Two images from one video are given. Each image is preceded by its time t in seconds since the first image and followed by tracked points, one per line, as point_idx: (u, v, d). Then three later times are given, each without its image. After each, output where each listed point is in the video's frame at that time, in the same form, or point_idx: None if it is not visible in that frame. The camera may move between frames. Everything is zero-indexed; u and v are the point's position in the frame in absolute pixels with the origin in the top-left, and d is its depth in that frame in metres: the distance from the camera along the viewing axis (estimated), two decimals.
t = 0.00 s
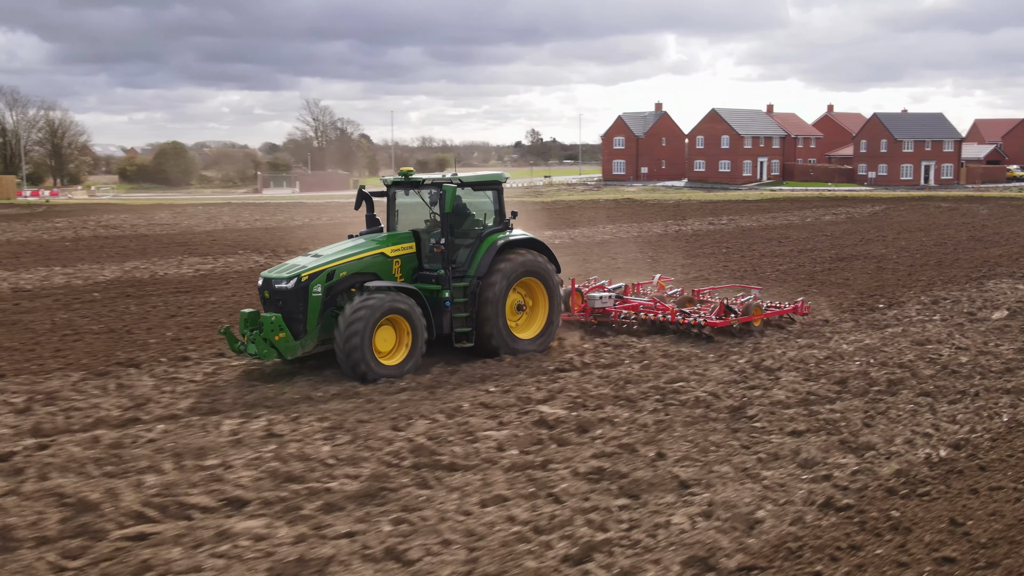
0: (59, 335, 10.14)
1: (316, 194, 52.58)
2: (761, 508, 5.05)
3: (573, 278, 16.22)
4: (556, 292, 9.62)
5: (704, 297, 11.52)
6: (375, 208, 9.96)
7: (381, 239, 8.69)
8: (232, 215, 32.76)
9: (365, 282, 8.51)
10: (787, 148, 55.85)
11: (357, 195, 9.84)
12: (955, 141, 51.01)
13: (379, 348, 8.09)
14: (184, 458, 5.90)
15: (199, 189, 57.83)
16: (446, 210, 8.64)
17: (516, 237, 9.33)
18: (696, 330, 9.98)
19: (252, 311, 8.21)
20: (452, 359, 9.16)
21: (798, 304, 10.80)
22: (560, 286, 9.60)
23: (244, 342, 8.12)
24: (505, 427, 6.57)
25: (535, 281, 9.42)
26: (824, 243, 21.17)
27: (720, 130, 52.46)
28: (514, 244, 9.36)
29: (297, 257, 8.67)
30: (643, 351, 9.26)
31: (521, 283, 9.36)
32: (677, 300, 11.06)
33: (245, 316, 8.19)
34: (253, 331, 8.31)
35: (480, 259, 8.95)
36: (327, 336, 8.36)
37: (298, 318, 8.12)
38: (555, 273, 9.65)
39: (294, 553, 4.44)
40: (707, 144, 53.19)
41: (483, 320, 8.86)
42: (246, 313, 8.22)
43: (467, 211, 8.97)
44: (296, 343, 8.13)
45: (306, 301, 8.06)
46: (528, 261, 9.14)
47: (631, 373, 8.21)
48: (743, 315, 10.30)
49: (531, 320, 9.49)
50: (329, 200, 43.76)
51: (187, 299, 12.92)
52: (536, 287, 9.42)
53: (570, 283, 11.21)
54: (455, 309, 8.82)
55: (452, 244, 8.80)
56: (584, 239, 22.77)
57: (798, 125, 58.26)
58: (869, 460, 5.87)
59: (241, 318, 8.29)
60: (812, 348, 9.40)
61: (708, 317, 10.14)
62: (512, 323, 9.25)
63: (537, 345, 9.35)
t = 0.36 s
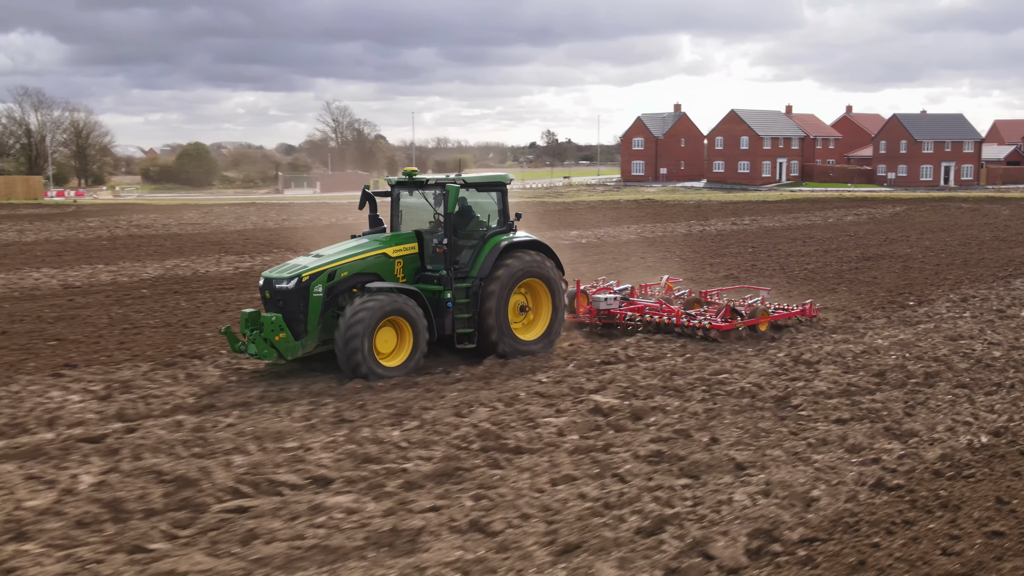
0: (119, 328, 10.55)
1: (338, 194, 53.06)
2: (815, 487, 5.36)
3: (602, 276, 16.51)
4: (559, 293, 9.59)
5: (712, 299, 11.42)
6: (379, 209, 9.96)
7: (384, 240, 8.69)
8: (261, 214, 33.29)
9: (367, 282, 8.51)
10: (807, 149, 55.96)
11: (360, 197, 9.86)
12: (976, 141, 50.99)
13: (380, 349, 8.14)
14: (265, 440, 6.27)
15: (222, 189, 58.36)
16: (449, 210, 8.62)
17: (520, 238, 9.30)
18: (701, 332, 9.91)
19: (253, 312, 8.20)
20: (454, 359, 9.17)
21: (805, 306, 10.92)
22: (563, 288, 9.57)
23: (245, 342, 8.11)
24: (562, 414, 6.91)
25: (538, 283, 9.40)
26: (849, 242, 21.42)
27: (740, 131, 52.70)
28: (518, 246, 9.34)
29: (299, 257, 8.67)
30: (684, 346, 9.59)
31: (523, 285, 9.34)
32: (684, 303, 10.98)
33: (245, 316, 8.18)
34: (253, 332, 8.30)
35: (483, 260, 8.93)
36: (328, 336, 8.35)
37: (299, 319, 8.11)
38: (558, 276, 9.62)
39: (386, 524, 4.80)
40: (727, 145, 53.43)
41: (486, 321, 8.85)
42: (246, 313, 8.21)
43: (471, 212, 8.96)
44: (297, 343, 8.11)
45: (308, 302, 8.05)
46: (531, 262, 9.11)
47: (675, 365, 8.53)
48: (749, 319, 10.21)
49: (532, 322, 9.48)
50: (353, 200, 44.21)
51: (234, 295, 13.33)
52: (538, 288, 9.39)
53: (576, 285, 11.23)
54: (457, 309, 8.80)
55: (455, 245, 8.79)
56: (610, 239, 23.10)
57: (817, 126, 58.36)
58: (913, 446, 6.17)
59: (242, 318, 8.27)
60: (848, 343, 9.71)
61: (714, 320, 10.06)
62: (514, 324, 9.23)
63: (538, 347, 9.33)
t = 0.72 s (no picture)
0: (174, 322, 10.93)
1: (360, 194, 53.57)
2: (865, 468, 5.65)
3: (631, 273, 16.83)
4: (562, 294, 9.43)
5: (719, 298, 11.37)
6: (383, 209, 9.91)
7: (385, 237, 8.62)
8: (291, 214, 33.87)
9: (368, 280, 8.42)
10: (826, 150, 56.04)
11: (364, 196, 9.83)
12: (996, 142, 50.95)
13: (381, 347, 7.94)
14: (336, 424, 6.62)
15: (245, 188, 58.97)
16: (450, 208, 8.54)
17: (523, 238, 9.19)
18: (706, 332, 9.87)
19: (252, 308, 8.14)
20: (456, 360, 9.03)
21: (812, 306, 10.71)
22: (567, 289, 9.42)
23: (243, 339, 8.05)
24: (615, 402, 7.23)
25: (542, 283, 9.26)
26: (874, 242, 21.66)
27: (759, 132, 52.91)
28: (521, 245, 9.22)
29: (299, 255, 8.60)
30: (723, 340, 9.89)
31: (527, 285, 9.20)
32: (690, 302, 10.93)
33: (245, 314, 8.13)
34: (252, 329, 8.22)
35: (484, 259, 8.82)
36: (328, 333, 8.26)
37: (299, 316, 8.03)
38: (562, 276, 9.48)
39: (466, 498, 5.13)
40: (746, 146, 53.64)
41: (487, 320, 8.71)
42: (246, 310, 8.15)
43: (474, 211, 8.88)
44: (296, 340, 8.02)
45: (307, 298, 7.97)
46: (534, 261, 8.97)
47: (717, 357, 8.83)
48: (755, 318, 10.13)
49: (536, 323, 9.33)
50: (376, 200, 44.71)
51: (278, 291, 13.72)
52: (541, 288, 9.23)
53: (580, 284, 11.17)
54: (458, 308, 8.69)
55: (457, 244, 8.70)
56: (636, 237, 23.42)
57: (835, 127, 58.44)
58: (955, 432, 6.45)
59: (242, 315, 8.22)
60: (882, 337, 9.99)
61: (719, 319, 10.04)
62: (516, 324, 9.09)
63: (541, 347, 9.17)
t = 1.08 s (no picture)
0: (225, 317, 11.27)
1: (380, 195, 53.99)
2: (915, 455, 5.91)
3: (659, 271, 17.07)
4: (567, 295, 9.40)
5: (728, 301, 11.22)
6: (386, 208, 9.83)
7: (388, 239, 8.56)
8: (318, 214, 34.34)
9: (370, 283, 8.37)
10: (845, 150, 56.06)
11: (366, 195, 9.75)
12: (1016, 144, 50.61)
13: (384, 351, 7.88)
14: (402, 412, 6.92)
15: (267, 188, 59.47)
16: (454, 209, 8.47)
17: (527, 238, 9.13)
18: (710, 335, 9.74)
19: (254, 311, 8.12)
20: (459, 362, 8.99)
21: (822, 309, 10.52)
22: (571, 290, 9.40)
23: (245, 342, 8.03)
24: (665, 393, 7.51)
25: (546, 283, 9.23)
26: (899, 242, 21.86)
27: (778, 133, 53.06)
28: (525, 245, 9.17)
29: (302, 256, 8.57)
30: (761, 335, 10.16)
31: (530, 286, 9.17)
32: (697, 304, 10.79)
33: (246, 316, 8.10)
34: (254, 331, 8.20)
35: (488, 260, 8.77)
36: (330, 336, 8.22)
37: (301, 318, 8.01)
38: (566, 276, 9.44)
39: (539, 480, 5.42)
40: (765, 147, 53.80)
41: (491, 321, 8.69)
42: (247, 313, 8.12)
43: (477, 212, 8.82)
44: (298, 343, 7.99)
45: (309, 301, 7.95)
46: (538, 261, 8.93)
47: (759, 352, 9.09)
48: (762, 321, 9.93)
49: (539, 324, 9.31)
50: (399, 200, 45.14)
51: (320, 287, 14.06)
52: (545, 289, 9.20)
53: (586, 285, 11.15)
54: (462, 310, 8.65)
55: (460, 244, 8.64)
56: (662, 236, 23.69)
57: (854, 127, 58.44)
58: (998, 422, 6.69)
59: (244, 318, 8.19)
60: (917, 333, 10.22)
61: (725, 322, 9.94)
62: (520, 326, 9.06)
63: (544, 348, 9.16)
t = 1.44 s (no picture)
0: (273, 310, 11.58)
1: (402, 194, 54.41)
2: (968, 441, 6.14)
3: (690, 267, 17.32)
4: (575, 295, 9.31)
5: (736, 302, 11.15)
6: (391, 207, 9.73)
7: (396, 238, 8.48)
8: (347, 212, 34.79)
9: (377, 283, 8.29)
10: (866, 150, 56.03)
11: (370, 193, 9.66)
12: None
13: (390, 351, 7.83)
14: (466, 399, 7.19)
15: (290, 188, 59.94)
16: (462, 208, 8.36)
17: (535, 237, 9.04)
18: (719, 335, 9.66)
19: (259, 312, 8.04)
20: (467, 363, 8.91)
21: (832, 311, 10.41)
22: (579, 289, 9.32)
23: (252, 343, 7.95)
24: (718, 383, 7.76)
25: (554, 283, 9.15)
26: (926, 241, 22.04)
27: (798, 133, 53.15)
28: (533, 244, 9.08)
29: (307, 256, 8.49)
30: (803, 329, 10.41)
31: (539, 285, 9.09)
32: (706, 304, 10.72)
33: (251, 317, 8.02)
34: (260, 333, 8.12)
35: (497, 259, 8.66)
36: (337, 337, 8.15)
37: (308, 319, 7.93)
38: (574, 276, 9.36)
39: (610, 462, 5.68)
40: (786, 147, 53.91)
41: (499, 323, 8.60)
42: (252, 314, 8.04)
43: (486, 210, 8.72)
44: (305, 344, 7.91)
45: (316, 302, 7.87)
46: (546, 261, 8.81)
47: (803, 345, 9.33)
48: (772, 322, 9.85)
49: (547, 323, 9.23)
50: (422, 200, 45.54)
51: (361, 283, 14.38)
52: (553, 288, 9.10)
53: (595, 284, 11.05)
54: (470, 311, 8.56)
55: (468, 244, 8.54)
56: (690, 235, 23.95)
57: (875, 127, 58.38)
58: None
59: (248, 320, 8.11)
60: (956, 328, 10.43)
61: (735, 322, 9.82)
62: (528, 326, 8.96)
63: (552, 349, 9.09)
